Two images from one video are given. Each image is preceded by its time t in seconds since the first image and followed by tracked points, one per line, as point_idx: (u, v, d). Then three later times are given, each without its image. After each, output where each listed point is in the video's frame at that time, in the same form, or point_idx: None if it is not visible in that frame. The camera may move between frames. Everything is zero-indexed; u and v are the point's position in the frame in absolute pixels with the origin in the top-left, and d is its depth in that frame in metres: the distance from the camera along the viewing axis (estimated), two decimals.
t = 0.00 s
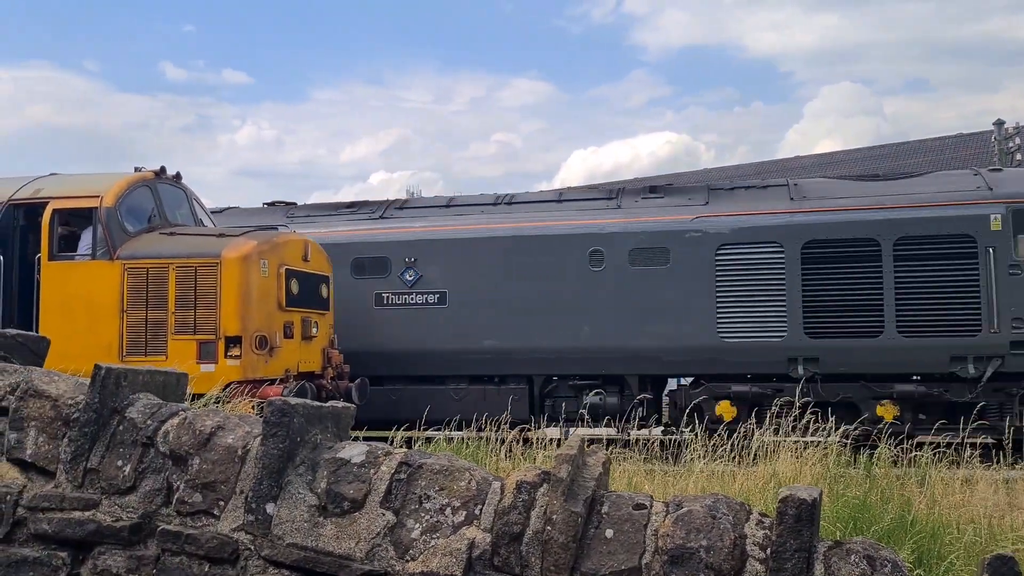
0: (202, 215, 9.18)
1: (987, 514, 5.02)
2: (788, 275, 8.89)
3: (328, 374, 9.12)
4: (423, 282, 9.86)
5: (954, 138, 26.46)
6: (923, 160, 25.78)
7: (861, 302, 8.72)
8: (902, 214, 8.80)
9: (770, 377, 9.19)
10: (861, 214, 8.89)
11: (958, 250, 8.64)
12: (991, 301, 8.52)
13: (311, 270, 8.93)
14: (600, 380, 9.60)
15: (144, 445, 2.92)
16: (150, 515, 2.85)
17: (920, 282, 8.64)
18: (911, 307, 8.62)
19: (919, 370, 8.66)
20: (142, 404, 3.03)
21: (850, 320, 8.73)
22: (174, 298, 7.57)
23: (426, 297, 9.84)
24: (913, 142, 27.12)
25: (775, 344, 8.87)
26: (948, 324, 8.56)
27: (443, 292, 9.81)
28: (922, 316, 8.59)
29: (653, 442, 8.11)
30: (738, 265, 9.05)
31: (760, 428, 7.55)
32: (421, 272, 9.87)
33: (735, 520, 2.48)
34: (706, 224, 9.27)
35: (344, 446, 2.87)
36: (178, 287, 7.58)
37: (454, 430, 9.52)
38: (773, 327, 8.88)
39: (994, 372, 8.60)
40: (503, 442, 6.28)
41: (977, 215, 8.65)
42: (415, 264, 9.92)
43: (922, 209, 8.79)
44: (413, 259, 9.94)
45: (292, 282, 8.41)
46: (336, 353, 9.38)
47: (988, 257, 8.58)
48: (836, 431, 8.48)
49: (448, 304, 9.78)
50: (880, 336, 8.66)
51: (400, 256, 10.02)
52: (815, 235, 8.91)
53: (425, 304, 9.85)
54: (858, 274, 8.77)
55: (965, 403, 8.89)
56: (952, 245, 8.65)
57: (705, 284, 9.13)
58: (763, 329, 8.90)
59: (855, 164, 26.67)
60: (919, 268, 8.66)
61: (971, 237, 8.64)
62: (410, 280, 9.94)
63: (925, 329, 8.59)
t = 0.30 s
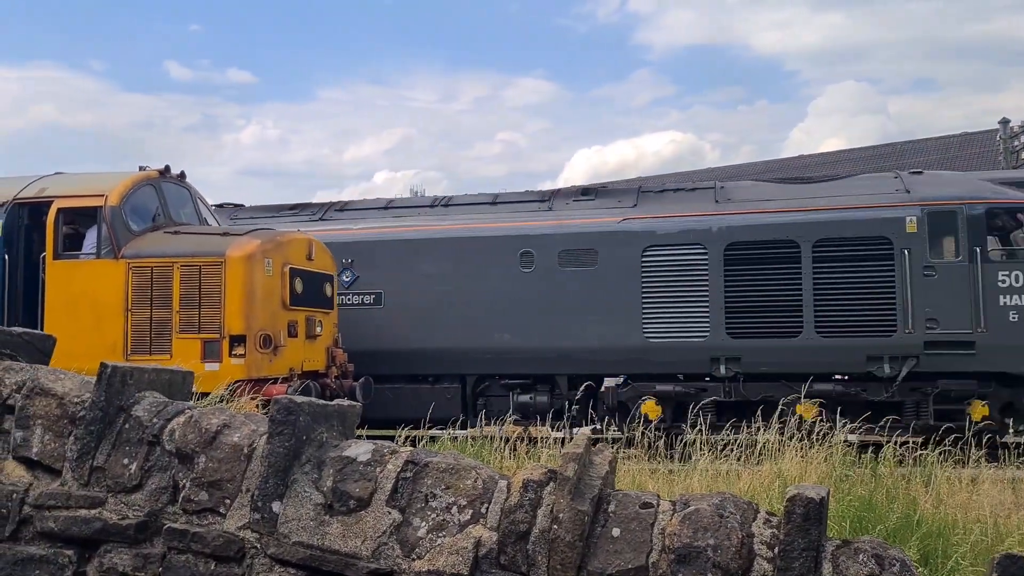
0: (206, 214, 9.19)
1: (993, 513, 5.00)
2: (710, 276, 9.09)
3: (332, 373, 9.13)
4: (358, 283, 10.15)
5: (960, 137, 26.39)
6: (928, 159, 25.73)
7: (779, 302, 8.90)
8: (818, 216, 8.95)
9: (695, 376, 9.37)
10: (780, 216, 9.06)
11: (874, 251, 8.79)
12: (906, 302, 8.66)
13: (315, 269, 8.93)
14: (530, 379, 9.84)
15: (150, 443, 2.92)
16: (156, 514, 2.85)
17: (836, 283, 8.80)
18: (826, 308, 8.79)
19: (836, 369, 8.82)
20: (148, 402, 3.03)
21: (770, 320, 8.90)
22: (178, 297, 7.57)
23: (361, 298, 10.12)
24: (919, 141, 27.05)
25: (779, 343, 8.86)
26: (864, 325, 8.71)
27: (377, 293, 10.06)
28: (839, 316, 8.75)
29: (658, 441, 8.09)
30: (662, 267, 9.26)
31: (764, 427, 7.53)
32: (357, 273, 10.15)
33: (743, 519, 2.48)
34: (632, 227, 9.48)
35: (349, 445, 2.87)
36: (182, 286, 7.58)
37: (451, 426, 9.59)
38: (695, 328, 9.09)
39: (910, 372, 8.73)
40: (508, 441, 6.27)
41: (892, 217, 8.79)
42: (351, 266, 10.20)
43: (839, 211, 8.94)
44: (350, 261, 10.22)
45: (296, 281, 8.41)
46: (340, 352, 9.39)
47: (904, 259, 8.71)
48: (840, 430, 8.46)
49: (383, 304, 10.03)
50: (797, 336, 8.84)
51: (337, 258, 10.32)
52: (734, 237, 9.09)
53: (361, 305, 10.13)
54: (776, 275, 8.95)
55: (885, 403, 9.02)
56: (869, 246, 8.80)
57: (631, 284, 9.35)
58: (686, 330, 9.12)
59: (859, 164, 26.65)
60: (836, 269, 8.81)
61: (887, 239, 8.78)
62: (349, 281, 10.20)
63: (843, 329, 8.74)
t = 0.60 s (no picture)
0: (211, 214, 9.19)
1: (1001, 514, 4.97)
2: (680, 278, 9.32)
3: (337, 373, 9.13)
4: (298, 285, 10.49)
5: (966, 136, 26.30)
6: (934, 159, 25.65)
7: (704, 303, 9.20)
8: (741, 219, 9.23)
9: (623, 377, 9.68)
10: (704, 219, 9.36)
11: (795, 253, 9.06)
12: (825, 303, 8.93)
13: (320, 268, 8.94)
14: (465, 379, 10.21)
15: (156, 442, 2.91)
16: (161, 513, 2.85)
17: (756, 284, 9.09)
18: (747, 309, 9.08)
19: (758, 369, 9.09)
20: (153, 401, 3.03)
21: (693, 319, 9.19)
22: (183, 296, 7.57)
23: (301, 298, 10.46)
24: (925, 138, 26.98)
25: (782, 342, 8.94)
26: (784, 325, 8.99)
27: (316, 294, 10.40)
28: (762, 317, 9.02)
29: (663, 441, 8.07)
30: (592, 269, 9.58)
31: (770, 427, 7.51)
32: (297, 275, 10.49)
33: (750, 519, 2.46)
34: (561, 229, 9.80)
35: (355, 444, 2.86)
36: (187, 285, 7.58)
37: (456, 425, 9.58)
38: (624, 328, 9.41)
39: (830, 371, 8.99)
40: (513, 441, 6.25)
41: (812, 220, 9.07)
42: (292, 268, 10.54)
43: (760, 214, 9.24)
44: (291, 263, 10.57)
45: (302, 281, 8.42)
46: (345, 351, 9.39)
47: (822, 260, 8.99)
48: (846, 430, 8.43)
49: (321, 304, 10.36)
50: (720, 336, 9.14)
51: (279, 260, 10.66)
52: (662, 240, 9.41)
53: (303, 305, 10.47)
54: (701, 278, 9.25)
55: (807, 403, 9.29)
56: (789, 249, 9.08)
57: (562, 287, 9.67)
58: (615, 330, 9.43)
59: (865, 164, 26.59)
60: (757, 271, 9.10)
61: (807, 242, 9.05)
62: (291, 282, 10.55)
63: (763, 329, 9.02)
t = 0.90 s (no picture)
0: (216, 213, 9.19)
1: (1009, 514, 4.94)
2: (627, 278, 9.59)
3: (341, 372, 9.13)
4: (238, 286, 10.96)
5: (972, 134, 26.22)
6: (940, 157, 25.57)
7: (630, 303, 9.51)
8: (667, 223, 9.58)
9: (553, 377, 10.03)
10: (631, 223, 9.70)
11: (718, 255, 9.37)
12: (746, 304, 9.21)
13: (325, 267, 8.93)
14: (401, 379, 10.60)
15: (159, 442, 2.90)
16: (165, 513, 2.84)
17: (681, 286, 9.42)
18: (673, 309, 9.38)
19: (684, 369, 9.38)
20: (157, 400, 3.02)
21: (620, 320, 9.52)
22: (188, 296, 7.57)
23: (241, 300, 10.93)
24: (930, 137, 26.93)
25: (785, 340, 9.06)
26: (710, 325, 9.28)
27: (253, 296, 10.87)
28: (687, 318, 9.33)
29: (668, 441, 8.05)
30: (524, 270, 9.90)
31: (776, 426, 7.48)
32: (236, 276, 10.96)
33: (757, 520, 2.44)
34: (493, 231, 10.15)
35: (359, 444, 2.85)
36: (192, 285, 7.57)
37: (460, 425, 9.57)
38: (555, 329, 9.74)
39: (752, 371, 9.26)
40: (519, 441, 6.23)
41: (733, 223, 9.37)
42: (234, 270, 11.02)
43: (685, 218, 9.56)
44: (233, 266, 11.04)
45: (306, 280, 8.41)
46: (349, 351, 9.40)
47: (745, 262, 9.27)
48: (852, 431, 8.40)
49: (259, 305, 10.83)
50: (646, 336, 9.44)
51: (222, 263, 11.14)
52: (591, 242, 9.73)
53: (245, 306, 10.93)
54: (631, 278, 9.58)
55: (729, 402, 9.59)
56: (713, 251, 9.39)
57: (496, 289, 9.98)
58: (546, 330, 9.75)
59: (870, 164, 26.54)
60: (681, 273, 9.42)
61: (730, 244, 9.35)
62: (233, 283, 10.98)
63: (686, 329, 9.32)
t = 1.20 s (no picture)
0: (220, 214, 9.21)
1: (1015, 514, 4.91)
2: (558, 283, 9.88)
3: (345, 372, 9.14)
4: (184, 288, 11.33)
5: (978, 133, 26.13)
6: (946, 156, 25.49)
7: (557, 306, 9.82)
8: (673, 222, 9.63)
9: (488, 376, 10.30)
10: (561, 227, 9.98)
11: (644, 258, 9.62)
12: (671, 305, 9.47)
13: (329, 267, 8.93)
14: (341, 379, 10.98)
15: (163, 442, 2.91)
16: (168, 513, 2.84)
17: (607, 288, 9.71)
18: (602, 311, 9.67)
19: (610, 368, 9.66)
20: (161, 400, 3.03)
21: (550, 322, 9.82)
22: (192, 296, 7.57)
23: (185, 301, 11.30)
24: (935, 138, 26.89)
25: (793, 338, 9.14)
26: (637, 325, 9.55)
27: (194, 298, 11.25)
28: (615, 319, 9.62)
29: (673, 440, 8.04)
30: (459, 273, 10.21)
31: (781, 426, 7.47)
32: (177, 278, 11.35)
33: (761, 520, 2.44)
34: (430, 235, 10.43)
35: (362, 444, 2.85)
36: (196, 285, 7.58)
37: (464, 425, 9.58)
38: (490, 329, 10.02)
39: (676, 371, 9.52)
40: (523, 441, 6.23)
41: (660, 226, 9.62)
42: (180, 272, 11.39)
43: (613, 221, 9.84)
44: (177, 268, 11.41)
45: (311, 280, 8.42)
46: (354, 351, 9.40)
47: (670, 264, 9.53)
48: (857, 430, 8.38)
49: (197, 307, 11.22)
50: (576, 338, 9.74)
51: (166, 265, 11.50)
52: (522, 245, 10.02)
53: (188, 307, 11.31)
54: (558, 281, 9.89)
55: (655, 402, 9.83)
56: (639, 254, 9.66)
57: (431, 291, 10.29)
58: (481, 332, 10.08)
59: (876, 163, 26.48)
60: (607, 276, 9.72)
61: (656, 246, 9.61)
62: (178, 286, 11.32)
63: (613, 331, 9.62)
